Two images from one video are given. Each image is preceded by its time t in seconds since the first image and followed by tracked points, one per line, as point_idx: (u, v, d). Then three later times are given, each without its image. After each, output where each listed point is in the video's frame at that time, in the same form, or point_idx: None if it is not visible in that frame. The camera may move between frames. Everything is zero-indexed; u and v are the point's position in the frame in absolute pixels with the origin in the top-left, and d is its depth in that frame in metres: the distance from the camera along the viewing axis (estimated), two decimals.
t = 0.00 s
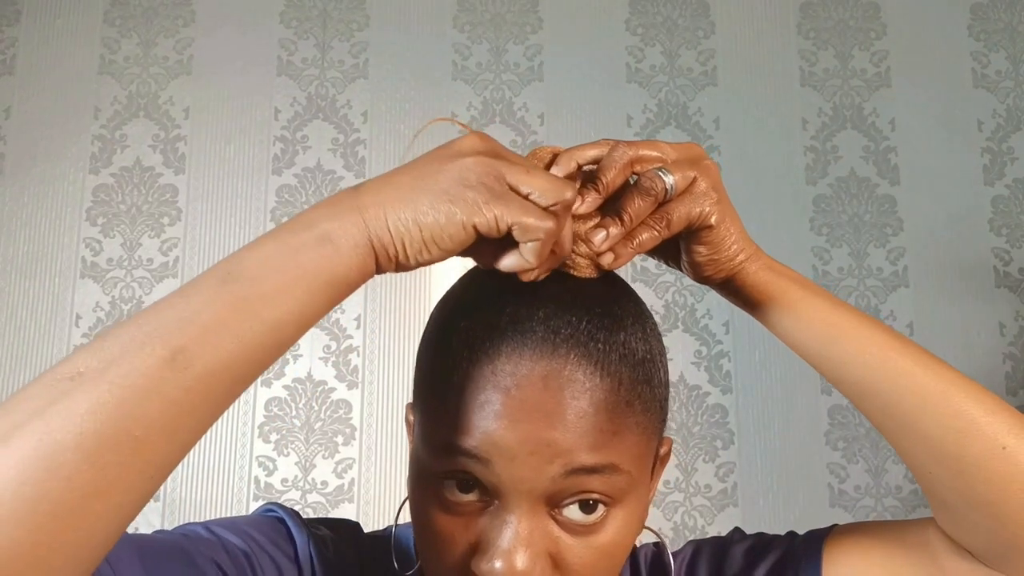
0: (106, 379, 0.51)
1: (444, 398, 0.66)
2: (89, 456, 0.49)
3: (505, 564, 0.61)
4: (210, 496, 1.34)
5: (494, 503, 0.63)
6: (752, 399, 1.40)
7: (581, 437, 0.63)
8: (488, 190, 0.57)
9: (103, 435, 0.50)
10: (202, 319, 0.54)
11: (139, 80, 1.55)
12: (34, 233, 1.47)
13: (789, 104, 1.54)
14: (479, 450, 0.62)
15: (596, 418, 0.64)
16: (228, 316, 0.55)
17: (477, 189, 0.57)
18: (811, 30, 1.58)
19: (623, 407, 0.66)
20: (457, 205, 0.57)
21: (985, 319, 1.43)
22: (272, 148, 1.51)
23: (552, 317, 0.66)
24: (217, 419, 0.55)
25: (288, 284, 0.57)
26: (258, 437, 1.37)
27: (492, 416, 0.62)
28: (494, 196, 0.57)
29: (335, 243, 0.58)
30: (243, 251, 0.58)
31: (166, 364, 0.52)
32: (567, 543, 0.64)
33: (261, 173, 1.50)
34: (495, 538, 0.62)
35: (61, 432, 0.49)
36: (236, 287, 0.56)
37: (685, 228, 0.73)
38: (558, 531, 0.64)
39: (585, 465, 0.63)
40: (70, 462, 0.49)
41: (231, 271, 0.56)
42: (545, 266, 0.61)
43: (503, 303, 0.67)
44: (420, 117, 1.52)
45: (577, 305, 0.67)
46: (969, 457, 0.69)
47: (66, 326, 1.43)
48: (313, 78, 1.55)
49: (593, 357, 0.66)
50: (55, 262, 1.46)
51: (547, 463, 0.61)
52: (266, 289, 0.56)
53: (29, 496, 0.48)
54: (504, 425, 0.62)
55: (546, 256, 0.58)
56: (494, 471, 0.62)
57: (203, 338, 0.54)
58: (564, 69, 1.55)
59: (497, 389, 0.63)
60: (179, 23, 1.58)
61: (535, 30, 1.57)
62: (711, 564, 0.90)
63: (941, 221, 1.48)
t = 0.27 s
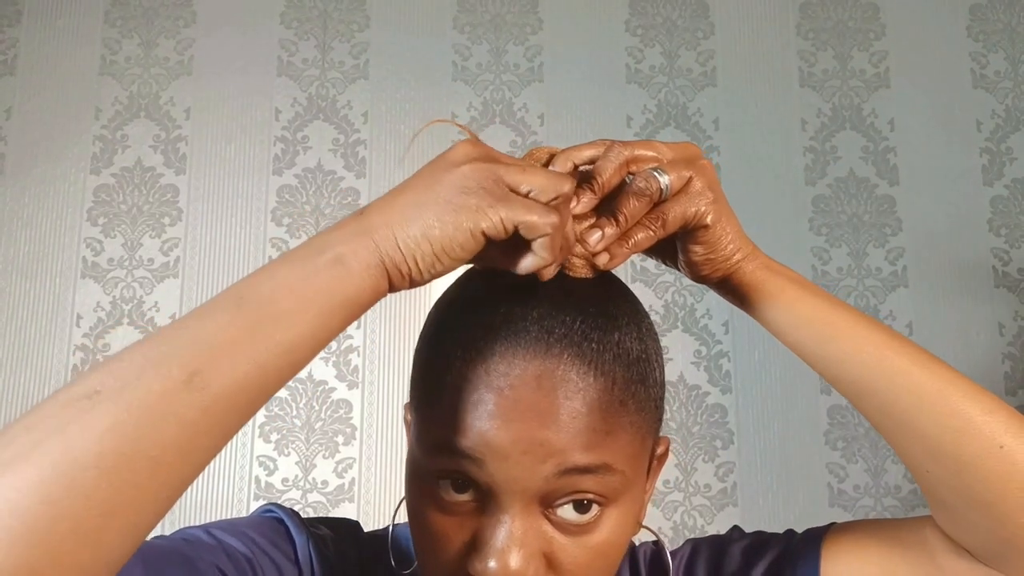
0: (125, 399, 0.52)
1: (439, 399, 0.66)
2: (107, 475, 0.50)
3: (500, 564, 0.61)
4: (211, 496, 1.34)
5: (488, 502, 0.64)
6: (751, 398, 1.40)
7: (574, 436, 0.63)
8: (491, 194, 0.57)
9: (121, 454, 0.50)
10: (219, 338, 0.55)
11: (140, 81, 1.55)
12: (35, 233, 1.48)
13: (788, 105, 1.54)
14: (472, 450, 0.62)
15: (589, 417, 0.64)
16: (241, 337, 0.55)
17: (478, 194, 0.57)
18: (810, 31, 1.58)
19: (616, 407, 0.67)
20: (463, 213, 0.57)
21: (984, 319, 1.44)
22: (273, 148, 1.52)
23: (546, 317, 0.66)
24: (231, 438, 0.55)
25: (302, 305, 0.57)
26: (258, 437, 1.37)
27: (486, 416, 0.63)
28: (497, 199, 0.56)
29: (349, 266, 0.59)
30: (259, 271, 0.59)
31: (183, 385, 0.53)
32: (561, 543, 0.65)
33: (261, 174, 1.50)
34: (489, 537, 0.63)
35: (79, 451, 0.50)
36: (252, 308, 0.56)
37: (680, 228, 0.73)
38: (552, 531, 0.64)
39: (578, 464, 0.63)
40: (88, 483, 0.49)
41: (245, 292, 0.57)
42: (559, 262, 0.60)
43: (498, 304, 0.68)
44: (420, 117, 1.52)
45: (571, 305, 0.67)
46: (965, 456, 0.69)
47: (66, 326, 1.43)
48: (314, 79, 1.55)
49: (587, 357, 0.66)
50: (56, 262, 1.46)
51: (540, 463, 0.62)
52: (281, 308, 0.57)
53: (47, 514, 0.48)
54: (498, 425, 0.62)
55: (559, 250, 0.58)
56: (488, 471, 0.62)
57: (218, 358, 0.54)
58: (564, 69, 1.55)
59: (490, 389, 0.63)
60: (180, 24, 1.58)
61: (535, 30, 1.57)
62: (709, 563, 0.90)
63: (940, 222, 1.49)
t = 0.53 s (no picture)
0: (120, 394, 0.52)
1: (440, 401, 0.66)
2: (102, 469, 0.50)
3: (501, 565, 0.62)
4: (211, 496, 1.35)
5: (489, 505, 0.64)
6: (751, 398, 1.40)
7: (575, 439, 0.63)
8: (472, 199, 0.57)
9: (116, 449, 0.51)
10: (214, 334, 0.55)
11: (140, 81, 1.55)
12: (35, 233, 1.48)
13: (788, 105, 1.54)
14: (474, 453, 0.63)
15: (591, 421, 0.64)
16: (236, 333, 0.55)
17: (461, 198, 0.57)
18: (810, 31, 1.58)
19: (618, 410, 0.67)
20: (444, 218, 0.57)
21: (984, 319, 1.44)
22: (273, 148, 1.52)
23: (547, 320, 0.66)
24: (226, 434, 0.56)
25: (297, 299, 0.57)
26: (258, 437, 1.37)
27: (488, 419, 0.63)
28: (477, 205, 0.57)
29: (340, 267, 0.58)
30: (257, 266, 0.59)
31: (178, 381, 0.53)
32: (562, 545, 0.65)
33: (261, 174, 1.50)
34: (490, 540, 0.63)
35: (75, 444, 0.50)
36: (248, 303, 0.56)
37: (683, 228, 0.73)
38: (553, 533, 0.64)
39: (579, 468, 0.63)
40: (82, 477, 0.50)
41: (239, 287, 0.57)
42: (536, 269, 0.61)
43: (499, 305, 0.68)
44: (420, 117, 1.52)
45: (573, 307, 0.67)
46: (967, 455, 0.70)
47: (67, 326, 1.43)
48: (314, 79, 1.55)
49: (588, 359, 0.66)
50: (56, 262, 1.46)
51: (542, 466, 0.62)
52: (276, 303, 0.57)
53: (42, 507, 0.48)
54: (499, 428, 0.62)
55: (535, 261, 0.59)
56: (489, 474, 0.62)
57: (214, 353, 0.54)
58: (564, 69, 1.55)
59: (492, 392, 0.63)
60: (180, 24, 1.58)
61: (535, 30, 1.57)
62: (709, 564, 0.90)
63: (940, 222, 1.49)
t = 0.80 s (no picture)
0: (122, 403, 0.52)
1: (438, 399, 0.66)
2: (103, 478, 0.50)
3: (501, 563, 0.62)
4: (211, 496, 1.35)
5: (488, 503, 0.64)
6: (751, 398, 1.40)
7: (574, 437, 0.63)
8: (479, 195, 0.57)
9: (116, 458, 0.51)
10: (217, 343, 0.55)
11: (140, 81, 1.55)
12: (35, 233, 1.48)
13: (788, 105, 1.54)
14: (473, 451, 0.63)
15: (590, 418, 0.64)
16: (238, 344, 0.55)
17: (468, 195, 0.57)
18: (810, 31, 1.58)
19: (616, 408, 0.67)
20: (456, 216, 0.57)
21: (984, 319, 1.44)
22: (273, 148, 1.52)
23: (546, 317, 0.66)
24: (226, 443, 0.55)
25: (301, 310, 0.57)
26: (258, 437, 1.37)
27: (486, 417, 0.63)
28: (486, 201, 0.57)
29: (349, 277, 0.59)
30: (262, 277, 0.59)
31: (180, 391, 0.53)
32: (561, 543, 0.65)
33: (261, 174, 1.50)
34: (489, 538, 0.63)
35: (77, 453, 0.50)
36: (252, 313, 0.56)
37: (681, 226, 0.73)
38: (552, 531, 0.64)
39: (578, 465, 0.63)
40: (82, 486, 0.49)
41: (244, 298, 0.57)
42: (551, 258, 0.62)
43: (498, 304, 0.68)
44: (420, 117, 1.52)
45: (571, 306, 0.68)
46: (966, 454, 0.70)
47: (66, 325, 1.43)
48: (314, 79, 1.55)
49: (587, 357, 0.66)
50: (56, 262, 1.46)
51: (541, 464, 0.62)
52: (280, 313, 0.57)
53: (41, 517, 0.48)
54: (498, 425, 0.62)
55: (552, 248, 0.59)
56: (488, 472, 0.62)
57: (217, 363, 0.54)
58: (564, 69, 1.55)
59: (490, 390, 0.63)
60: (180, 25, 1.58)
61: (535, 31, 1.57)
62: (709, 563, 0.90)
63: (940, 222, 1.49)
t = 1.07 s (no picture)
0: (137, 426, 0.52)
1: (433, 396, 0.66)
2: (115, 502, 0.50)
3: (496, 560, 0.62)
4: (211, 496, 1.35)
5: (483, 500, 0.64)
6: (751, 398, 1.40)
7: (568, 431, 0.63)
8: (502, 198, 0.58)
9: (129, 481, 0.50)
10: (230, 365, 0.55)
11: (140, 81, 1.55)
12: (35, 233, 1.48)
13: (788, 105, 1.54)
14: (467, 447, 0.63)
15: (584, 413, 0.64)
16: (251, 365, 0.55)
17: (494, 199, 0.58)
18: (810, 31, 1.58)
19: (611, 402, 0.67)
20: (483, 222, 0.58)
21: (983, 320, 1.44)
22: (273, 148, 1.52)
23: (540, 314, 0.66)
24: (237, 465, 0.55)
25: (316, 331, 0.57)
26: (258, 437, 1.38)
27: (481, 413, 0.63)
28: (508, 203, 0.58)
29: (368, 289, 0.58)
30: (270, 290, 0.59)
31: (194, 414, 0.53)
32: (557, 539, 0.65)
33: (261, 174, 1.50)
34: (484, 534, 0.63)
35: (89, 479, 0.50)
36: (265, 333, 0.56)
37: (674, 225, 0.73)
38: (547, 527, 0.64)
39: (572, 460, 0.63)
40: (94, 512, 0.49)
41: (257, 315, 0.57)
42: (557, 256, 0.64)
43: (491, 302, 0.68)
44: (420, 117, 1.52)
45: (565, 303, 0.68)
46: (962, 452, 0.70)
47: (66, 325, 1.43)
48: (314, 79, 1.55)
49: (581, 352, 0.66)
50: (56, 262, 1.46)
51: (535, 459, 0.62)
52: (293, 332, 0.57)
53: (54, 541, 0.48)
54: (492, 421, 0.62)
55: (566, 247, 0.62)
56: (483, 468, 0.62)
57: (230, 386, 0.54)
58: (564, 69, 1.55)
59: (484, 386, 0.63)
60: (180, 24, 1.58)
61: (535, 31, 1.57)
62: (705, 562, 0.90)
63: (940, 222, 1.49)
